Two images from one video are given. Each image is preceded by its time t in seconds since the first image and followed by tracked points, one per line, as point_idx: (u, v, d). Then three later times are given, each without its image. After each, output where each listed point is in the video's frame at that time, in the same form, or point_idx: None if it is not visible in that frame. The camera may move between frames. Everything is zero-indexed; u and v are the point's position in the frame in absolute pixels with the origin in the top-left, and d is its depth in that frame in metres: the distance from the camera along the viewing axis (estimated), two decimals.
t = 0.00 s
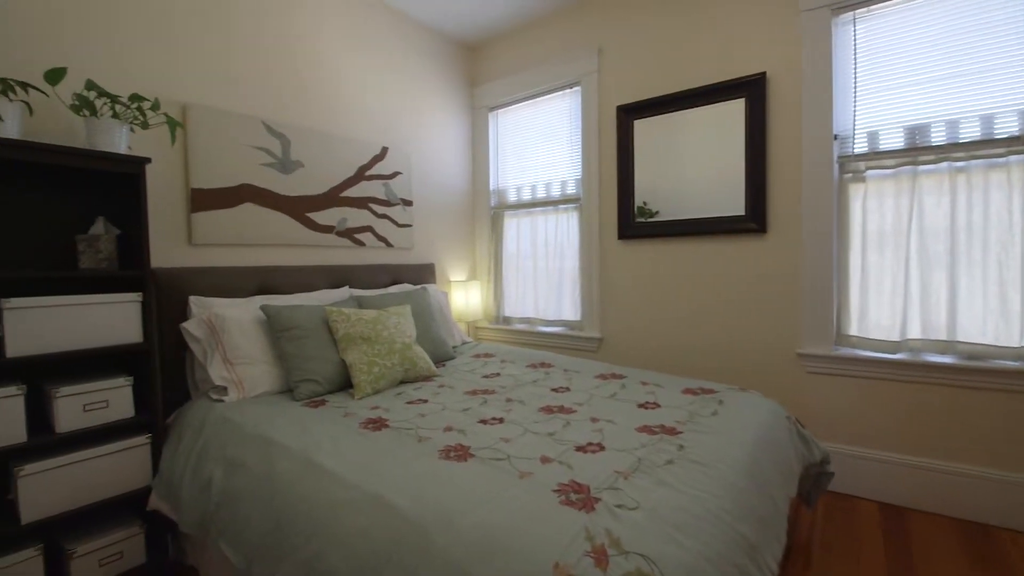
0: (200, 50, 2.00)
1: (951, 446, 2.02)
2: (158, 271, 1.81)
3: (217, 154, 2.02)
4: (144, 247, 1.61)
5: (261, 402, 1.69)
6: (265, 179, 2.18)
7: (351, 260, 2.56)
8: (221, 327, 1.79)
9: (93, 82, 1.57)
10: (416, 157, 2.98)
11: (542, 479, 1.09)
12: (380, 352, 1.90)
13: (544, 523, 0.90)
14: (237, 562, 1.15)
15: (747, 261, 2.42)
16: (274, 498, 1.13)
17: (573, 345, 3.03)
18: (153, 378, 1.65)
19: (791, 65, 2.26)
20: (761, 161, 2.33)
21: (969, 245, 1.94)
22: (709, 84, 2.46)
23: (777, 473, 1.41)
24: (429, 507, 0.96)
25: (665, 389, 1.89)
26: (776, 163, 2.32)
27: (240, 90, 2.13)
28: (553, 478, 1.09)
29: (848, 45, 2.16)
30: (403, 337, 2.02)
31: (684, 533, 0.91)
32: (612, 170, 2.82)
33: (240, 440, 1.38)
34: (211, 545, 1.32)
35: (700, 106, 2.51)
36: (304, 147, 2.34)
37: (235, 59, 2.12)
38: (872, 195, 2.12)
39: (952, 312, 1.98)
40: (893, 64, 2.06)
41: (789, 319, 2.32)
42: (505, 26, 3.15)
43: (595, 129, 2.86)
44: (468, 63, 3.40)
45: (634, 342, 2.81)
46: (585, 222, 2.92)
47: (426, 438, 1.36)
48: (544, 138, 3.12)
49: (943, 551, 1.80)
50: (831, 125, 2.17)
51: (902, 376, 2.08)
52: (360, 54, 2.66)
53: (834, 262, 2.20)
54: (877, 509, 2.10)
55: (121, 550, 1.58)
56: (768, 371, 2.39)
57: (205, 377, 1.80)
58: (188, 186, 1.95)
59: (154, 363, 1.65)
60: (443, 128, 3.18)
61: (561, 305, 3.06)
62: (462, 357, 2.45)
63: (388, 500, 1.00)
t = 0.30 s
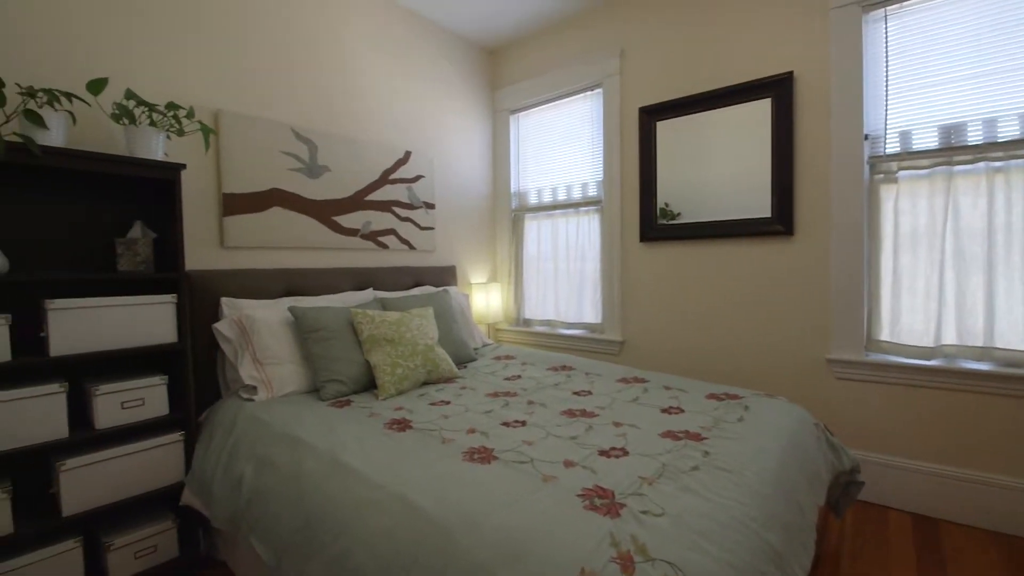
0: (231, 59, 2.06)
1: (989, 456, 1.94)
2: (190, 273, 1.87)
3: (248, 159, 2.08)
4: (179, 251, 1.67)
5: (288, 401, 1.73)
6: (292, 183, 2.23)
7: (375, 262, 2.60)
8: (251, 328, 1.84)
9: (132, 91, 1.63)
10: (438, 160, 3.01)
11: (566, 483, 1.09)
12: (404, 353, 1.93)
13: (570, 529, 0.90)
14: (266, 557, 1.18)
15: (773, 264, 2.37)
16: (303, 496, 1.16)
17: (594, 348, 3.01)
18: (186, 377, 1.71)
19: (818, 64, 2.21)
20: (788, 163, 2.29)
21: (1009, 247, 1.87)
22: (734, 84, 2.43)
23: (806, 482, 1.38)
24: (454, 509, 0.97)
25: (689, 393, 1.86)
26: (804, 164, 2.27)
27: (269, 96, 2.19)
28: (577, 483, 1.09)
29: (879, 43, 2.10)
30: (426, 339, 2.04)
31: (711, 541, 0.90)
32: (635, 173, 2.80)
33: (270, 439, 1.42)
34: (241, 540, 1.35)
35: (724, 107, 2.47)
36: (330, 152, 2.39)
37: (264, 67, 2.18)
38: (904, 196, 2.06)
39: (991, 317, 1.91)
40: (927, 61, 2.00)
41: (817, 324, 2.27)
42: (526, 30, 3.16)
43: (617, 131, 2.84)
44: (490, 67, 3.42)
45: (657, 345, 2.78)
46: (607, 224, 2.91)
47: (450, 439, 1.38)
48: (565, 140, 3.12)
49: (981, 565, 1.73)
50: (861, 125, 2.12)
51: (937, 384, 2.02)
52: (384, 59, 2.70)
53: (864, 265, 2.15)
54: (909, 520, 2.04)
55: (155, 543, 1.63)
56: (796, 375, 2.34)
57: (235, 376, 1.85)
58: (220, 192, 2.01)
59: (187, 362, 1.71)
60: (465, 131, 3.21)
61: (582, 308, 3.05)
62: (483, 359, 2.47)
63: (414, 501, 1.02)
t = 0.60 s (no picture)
0: (253, 67, 2.11)
1: (1010, 464, 1.91)
2: (214, 276, 1.92)
3: (269, 165, 2.13)
4: (204, 256, 1.71)
5: (308, 403, 1.76)
6: (312, 188, 2.28)
7: (391, 265, 2.64)
8: (272, 331, 1.88)
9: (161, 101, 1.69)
10: (452, 165, 3.05)
11: (584, 486, 1.11)
12: (420, 356, 1.96)
13: (590, 531, 0.91)
14: (291, 555, 1.21)
15: (788, 268, 2.36)
16: (326, 496, 1.19)
17: (607, 351, 3.02)
18: (210, 378, 1.75)
19: (834, 68, 2.20)
20: (804, 167, 2.28)
21: None
22: (749, 89, 2.43)
23: (823, 489, 1.38)
24: (475, 511, 0.99)
25: (705, 398, 1.87)
26: (820, 168, 2.26)
27: (289, 104, 2.24)
28: (595, 486, 1.11)
29: (897, 46, 2.09)
30: (442, 341, 2.07)
31: (730, 545, 0.91)
32: (648, 177, 2.80)
33: (293, 439, 1.45)
34: (265, 539, 1.39)
35: (739, 112, 2.47)
36: (348, 157, 2.43)
37: (285, 75, 2.22)
38: (923, 200, 2.05)
39: (1012, 323, 1.88)
40: (946, 64, 1.99)
41: (833, 328, 2.26)
42: (540, 35, 3.18)
43: (631, 135, 2.85)
44: (504, 72, 3.46)
45: (670, 349, 2.78)
46: (620, 228, 2.92)
47: (468, 441, 1.40)
48: (579, 145, 3.13)
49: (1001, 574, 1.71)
50: (878, 129, 2.11)
51: (955, 390, 2.00)
52: (401, 66, 2.74)
53: (881, 270, 2.13)
54: (928, 527, 2.01)
55: (180, 541, 1.67)
56: (811, 381, 2.33)
57: (257, 378, 1.89)
58: (243, 197, 2.06)
59: (211, 363, 1.75)
60: (479, 136, 3.24)
61: (595, 311, 3.06)
62: (497, 362, 2.49)
63: (436, 502, 1.04)
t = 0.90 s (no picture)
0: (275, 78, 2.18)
1: (1016, 466, 1.94)
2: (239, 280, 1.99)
3: (291, 172, 2.20)
4: (231, 261, 1.78)
5: (330, 403, 1.82)
6: (331, 194, 2.35)
7: (405, 269, 2.70)
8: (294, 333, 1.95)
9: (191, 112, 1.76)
10: (465, 171, 3.11)
11: (602, 482, 1.16)
12: (437, 358, 2.02)
13: (610, 524, 0.97)
14: (321, 547, 1.27)
15: (796, 273, 2.40)
16: (354, 490, 1.25)
17: (616, 354, 3.07)
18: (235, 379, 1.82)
19: (841, 77, 2.25)
20: (811, 173, 2.33)
21: None
22: (758, 97, 2.48)
23: (832, 488, 1.42)
24: (499, 505, 1.05)
25: (714, 400, 1.91)
26: (827, 175, 2.30)
27: (309, 113, 2.31)
28: (612, 483, 1.16)
29: (903, 56, 2.13)
30: (456, 344, 2.13)
31: (742, 539, 0.96)
32: (658, 183, 2.85)
33: (318, 437, 1.51)
34: (293, 533, 1.45)
35: (748, 119, 2.52)
36: (365, 164, 2.50)
37: (305, 85, 2.29)
38: (930, 206, 2.08)
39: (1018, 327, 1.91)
40: (952, 74, 2.03)
41: (841, 332, 2.29)
42: (551, 43, 3.24)
43: (641, 142, 2.91)
44: (515, 80, 3.52)
45: (679, 352, 2.82)
46: (630, 233, 2.97)
47: (487, 440, 1.45)
48: (588, 151, 3.19)
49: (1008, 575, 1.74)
50: (885, 137, 2.15)
51: (962, 393, 2.03)
52: (416, 75, 2.81)
53: (888, 275, 2.17)
54: (935, 528, 2.04)
55: (204, 535, 1.73)
56: (819, 384, 2.37)
57: (279, 378, 1.96)
58: (266, 203, 2.13)
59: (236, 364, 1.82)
60: (490, 142, 3.30)
61: (604, 315, 3.11)
62: (509, 364, 2.54)
63: (462, 497, 1.09)
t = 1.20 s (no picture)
0: (301, 90, 2.29)
1: (1017, 464, 2.00)
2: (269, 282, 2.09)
3: (316, 179, 2.30)
4: (264, 264, 1.88)
5: (356, 399, 1.92)
6: (353, 200, 2.45)
7: (423, 272, 2.80)
8: (321, 333, 2.05)
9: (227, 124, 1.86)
10: (479, 177, 3.21)
11: (619, 472, 1.25)
12: (456, 357, 2.11)
13: (629, 508, 1.05)
14: (357, 530, 1.36)
15: (803, 277, 2.47)
16: (387, 478, 1.34)
17: (626, 355, 3.15)
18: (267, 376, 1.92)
19: (846, 87, 2.32)
20: (817, 179, 2.40)
21: None
22: (765, 105, 2.56)
23: (836, 481, 1.49)
24: (526, 491, 1.14)
25: (723, 398, 1.99)
26: (833, 182, 2.38)
27: (333, 123, 2.41)
28: (629, 472, 1.25)
29: (907, 66, 2.20)
30: (474, 344, 2.22)
31: (751, 522, 1.04)
32: (667, 188, 2.93)
33: (349, 430, 1.61)
34: (327, 519, 1.54)
35: (755, 127, 2.60)
36: (385, 171, 2.60)
37: (329, 95, 2.40)
38: (933, 212, 2.15)
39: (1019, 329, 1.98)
40: (954, 84, 2.09)
41: (847, 334, 2.36)
42: (562, 52, 3.34)
43: (650, 148, 2.99)
44: (526, 88, 3.62)
45: (688, 353, 2.90)
46: (640, 237, 3.05)
47: (508, 434, 1.54)
48: (599, 157, 3.28)
49: (1009, 568, 1.80)
50: (889, 145, 2.22)
51: (964, 393, 2.09)
52: (433, 84, 2.92)
53: (892, 278, 2.24)
54: (938, 524, 2.10)
55: (240, 523, 1.83)
56: (825, 384, 2.43)
57: (307, 376, 2.06)
58: (293, 209, 2.24)
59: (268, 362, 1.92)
60: (503, 149, 3.40)
61: (614, 316, 3.19)
62: (523, 364, 2.63)
63: (490, 484, 1.18)
